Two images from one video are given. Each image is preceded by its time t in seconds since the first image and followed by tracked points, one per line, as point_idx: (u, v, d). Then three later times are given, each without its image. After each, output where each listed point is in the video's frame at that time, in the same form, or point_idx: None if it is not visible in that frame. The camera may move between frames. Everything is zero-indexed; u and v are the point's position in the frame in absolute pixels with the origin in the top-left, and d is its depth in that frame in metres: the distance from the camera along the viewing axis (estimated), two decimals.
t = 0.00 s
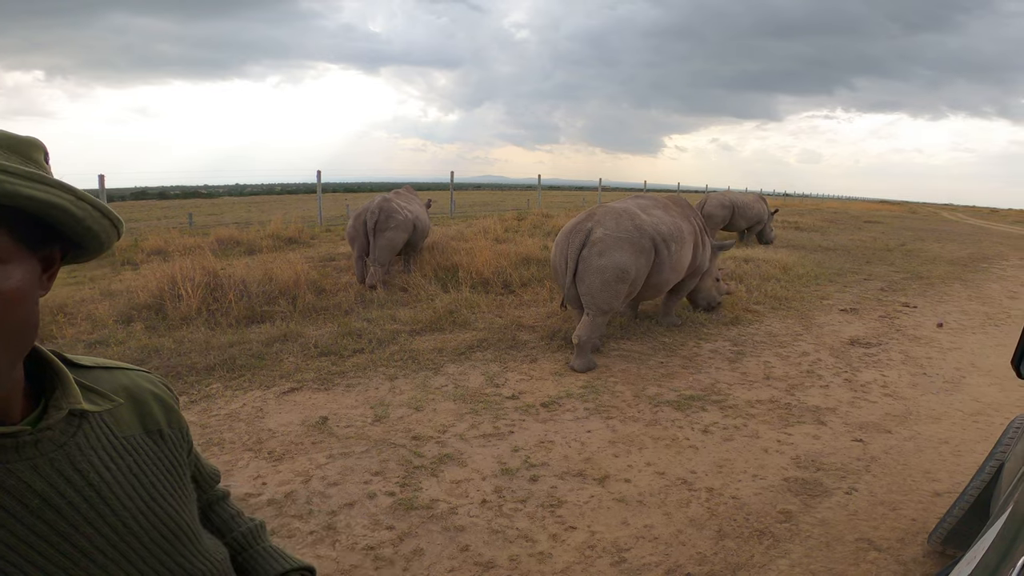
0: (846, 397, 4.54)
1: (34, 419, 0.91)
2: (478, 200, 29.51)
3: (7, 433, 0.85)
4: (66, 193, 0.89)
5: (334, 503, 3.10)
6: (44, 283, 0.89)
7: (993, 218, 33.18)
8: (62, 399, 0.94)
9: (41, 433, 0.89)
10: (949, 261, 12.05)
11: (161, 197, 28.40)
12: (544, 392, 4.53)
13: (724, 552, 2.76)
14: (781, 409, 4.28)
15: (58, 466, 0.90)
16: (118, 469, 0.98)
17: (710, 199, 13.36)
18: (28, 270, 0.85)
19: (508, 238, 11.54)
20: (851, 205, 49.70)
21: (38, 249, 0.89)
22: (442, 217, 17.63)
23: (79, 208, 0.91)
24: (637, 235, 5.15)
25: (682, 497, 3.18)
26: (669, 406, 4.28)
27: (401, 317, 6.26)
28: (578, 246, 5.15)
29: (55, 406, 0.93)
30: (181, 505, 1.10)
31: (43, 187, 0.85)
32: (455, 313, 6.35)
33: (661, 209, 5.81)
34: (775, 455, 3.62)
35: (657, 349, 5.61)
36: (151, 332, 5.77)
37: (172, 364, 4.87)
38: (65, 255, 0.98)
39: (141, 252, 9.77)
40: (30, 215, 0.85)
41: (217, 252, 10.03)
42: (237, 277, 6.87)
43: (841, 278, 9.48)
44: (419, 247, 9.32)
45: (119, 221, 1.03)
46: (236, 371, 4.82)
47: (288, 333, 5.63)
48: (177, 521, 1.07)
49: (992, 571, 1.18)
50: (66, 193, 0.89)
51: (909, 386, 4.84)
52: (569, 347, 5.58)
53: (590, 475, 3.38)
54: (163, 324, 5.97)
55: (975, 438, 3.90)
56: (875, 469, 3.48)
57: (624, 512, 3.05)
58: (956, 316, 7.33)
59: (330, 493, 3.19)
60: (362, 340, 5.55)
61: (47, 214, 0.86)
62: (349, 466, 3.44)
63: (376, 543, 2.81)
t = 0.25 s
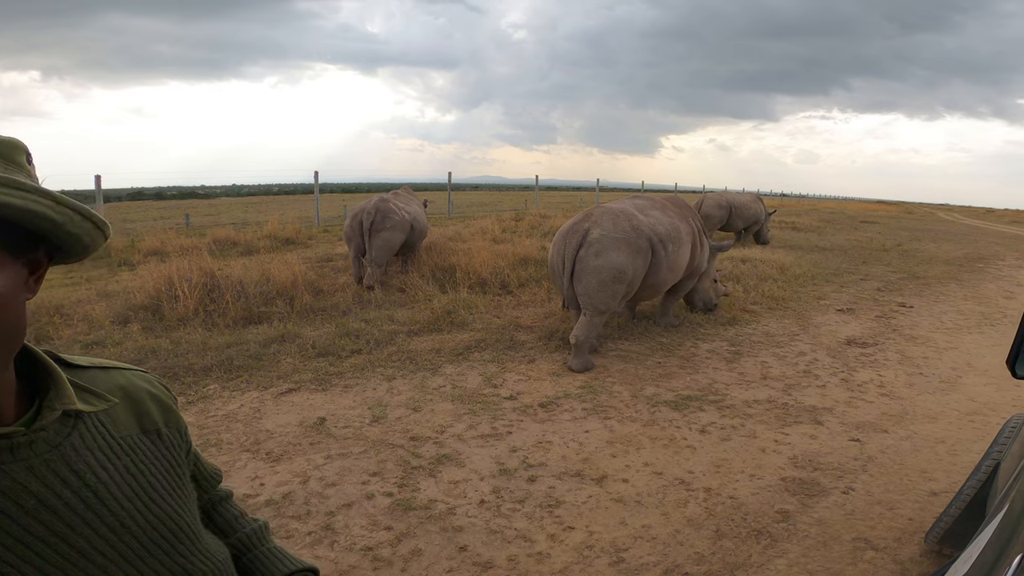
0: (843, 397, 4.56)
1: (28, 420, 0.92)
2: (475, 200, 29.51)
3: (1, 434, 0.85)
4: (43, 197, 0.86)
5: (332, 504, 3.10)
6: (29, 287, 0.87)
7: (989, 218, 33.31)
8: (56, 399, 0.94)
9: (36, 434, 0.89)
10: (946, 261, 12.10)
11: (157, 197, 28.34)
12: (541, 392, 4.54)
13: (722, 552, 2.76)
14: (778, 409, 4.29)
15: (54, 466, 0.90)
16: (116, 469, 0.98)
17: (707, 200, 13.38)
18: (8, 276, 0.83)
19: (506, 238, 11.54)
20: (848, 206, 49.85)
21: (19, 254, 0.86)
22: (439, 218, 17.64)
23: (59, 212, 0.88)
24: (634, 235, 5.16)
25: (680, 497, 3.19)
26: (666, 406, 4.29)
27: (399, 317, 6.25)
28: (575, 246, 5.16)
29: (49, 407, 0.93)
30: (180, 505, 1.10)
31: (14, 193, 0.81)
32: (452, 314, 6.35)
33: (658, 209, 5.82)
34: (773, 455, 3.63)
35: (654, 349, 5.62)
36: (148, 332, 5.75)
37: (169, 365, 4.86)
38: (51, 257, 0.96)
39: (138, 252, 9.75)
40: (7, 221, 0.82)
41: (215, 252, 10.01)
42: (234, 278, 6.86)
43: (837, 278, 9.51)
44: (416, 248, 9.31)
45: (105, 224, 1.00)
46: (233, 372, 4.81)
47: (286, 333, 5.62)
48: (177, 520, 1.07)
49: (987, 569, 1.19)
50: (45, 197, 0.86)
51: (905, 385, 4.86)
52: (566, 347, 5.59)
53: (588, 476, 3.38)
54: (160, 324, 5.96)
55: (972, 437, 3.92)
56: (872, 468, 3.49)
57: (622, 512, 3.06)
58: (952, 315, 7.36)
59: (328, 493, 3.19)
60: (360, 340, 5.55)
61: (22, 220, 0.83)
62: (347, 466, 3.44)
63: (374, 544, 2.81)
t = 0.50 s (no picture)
0: (840, 397, 4.57)
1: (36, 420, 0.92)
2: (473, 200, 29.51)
3: (11, 433, 0.85)
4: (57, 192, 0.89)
5: (331, 505, 3.10)
6: (35, 286, 0.89)
7: (985, 219, 33.42)
8: (64, 400, 0.95)
9: (44, 434, 0.89)
10: (942, 261, 12.14)
11: (155, 198, 28.29)
12: (540, 392, 4.54)
13: (720, 552, 2.77)
14: (776, 409, 4.30)
15: (63, 465, 0.90)
16: (122, 469, 0.99)
17: (704, 200, 13.40)
18: (20, 270, 0.84)
19: (504, 238, 11.54)
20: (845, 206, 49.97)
21: (28, 249, 0.88)
22: (437, 218, 17.62)
23: (70, 208, 0.90)
24: (631, 236, 5.17)
25: (678, 497, 3.19)
26: (665, 406, 4.29)
27: (397, 318, 6.25)
28: (573, 246, 5.17)
29: (57, 407, 0.93)
30: (185, 505, 1.10)
31: (32, 183, 0.84)
32: (451, 314, 6.36)
33: (657, 209, 5.82)
34: (770, 454, 3.64)
35: (652, 349, 5.63)
36: (146, 333, 5.74)
37: (167, 366, 4.86)
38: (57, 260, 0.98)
39: (136, 253, 9.73)
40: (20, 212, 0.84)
41: (212, 253, 9.99)
42: (232, 279, 6.85)
43: (834, 278, 9.53)
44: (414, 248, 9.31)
45: (113, 223, 1.02)
46: (231, 372, 4.80)
47: (284, 334, 5.62)
48: (182, 520, 1.08)
49: (984, 568, 1.19)
50: (57, 192, 0.88)
51: (903, 385, 4.87)
52: (564, 347, 5.59)
53: (586, 476, 3.39)
54: (158, 325, 5.95)
55: (969, 437, 3.93)
56: (869, 468, 3.51)
57: (620, 512, 3.07)
58: (949, 315, 7.38)
59: (327, 494, 3.19)
60: (358, 341, 5.55)
61: (35, 211, 0.85)
62: (346, 467, 3.44)
63: (373, 544, 2.81)
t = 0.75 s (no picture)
0: (838, 397, 4.58)
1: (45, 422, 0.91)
2: (471, 201, 29.52)
3: (21, 436, 0.84)
4: (76, 183, 0.90)
5: (329, 505, 3.09)
6: (49, 282, 0.89)
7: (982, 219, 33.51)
8: (73, 402, 0.94)
9: (53, 437, 0.89)
10: (939, 261, 12.17)
11: (152, 198, 28.23)
12: (538, 393, 4.54)
13: (719, 552, 2.77)
14: (774, 409, 4.31)
15: (71, 468, 0.90)
16: (128, 471, 0.98)
17: (702, 200, 13.41)
18: (39, 262, 0.84)
19: (502, 239, 11.54)
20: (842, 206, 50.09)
21: (46, 242, 0.88)
22: (436, 218, 17.61)
23: (88, 200, 0.91)
24: (627, 236, 5.18)
25: (676, 497, 3.20)
26: (663, 407, 4.30)
27: (395, 318, 6.25)
28: (569, 247, 5.17)
29: (65, 410, 0.93)
30: (190, 507, 1.10)
31: (54, 173, 0.85)
32: (449, 314, 6.35)
33: (654, 210, 5.83)
34: (768, 454, 3.65)
35: (650, 350, 5.64)
36: (143, 334, 5.73)
37: (164, 366, 4.84)
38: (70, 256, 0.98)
39: (133, 253, 9.70)
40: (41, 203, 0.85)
41: (209, 253, 9.97)
42: (229, 279, 6.84)
43: (832, 279, 9.55)
44: (412, 248, 9.31)
45: (126, 218, 1.03)
46: (228, 373, 4.79)
47: (281, 334, 5.61)
48: (187, 522, 1.07)
49: (981, 568, 1.20)
50: (77, 184, 0.90)
51: (900, 385, 4.89)
52: (563, 348, 5.59)
53: (585, 476, 3.39)
54: (155, 326, 5.93)
55: (966, 437, 3.94)
56: (867, 468, 3.51)
57: (619, 512, 3.07)
58: (946, 315, 7.40)
59: (325, 495, 3.19)
60: (356, 341, 5.54)
61: (56, 202, 0.86)
62: (344, 467, 3.44)
63: (372, 545, 2.81)
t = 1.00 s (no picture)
0: (836, 397, 4.59)
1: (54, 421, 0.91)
2: (470, 201, 29.53)
3: (26, 436, 0.85)
4: (57, 179, 0.87)
5: (328, 506, 3.09)
6: (47, 279, 0.89)
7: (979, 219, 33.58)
8: (82, 402, 0.94)
9: (60, 437, 0.89)
10: (937, 262, 12.19)
11: (150, 198, 28.18)
12: (537, 393, 4.54)
13: (718, 552, 2.77)
14: (772, 410, 4.31)
15: (76, 470, 0.90)
16: (135, 474, 0.98)
17: (700, 201, 13.42)
18: (32, 263, 0.84)
19: (500, 239, 11.54)
20: (840, 206, 50.20)
21: (39, 242, 0.88)
22: (434, 219, 17.61)
23: (73, 195, 0.89)
24: (626, 237, 5.18)
25: (675, 498, 3.20)
26: (662, 407, 4.30)
27: (394, 319, 6.24)
28: (567, 247, 5.17)
29: (74, 410, 0.92)
30: (198, 510, 1.09)
31: (28, 173, 0.82)
32: (447, 315, 6.35)
33: (653, 210, 5.83)
34: (767, 455, 3.65)
35: (649, 350, 5.64)
36: (141, 334, 5.72)
37: (162, 367, 4.84)
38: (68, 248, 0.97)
39: (131, 254, 9.68)
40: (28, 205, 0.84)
41: (208, 254, 9.96)
42: (227, 280, 6.83)
43: (830, 279, 9.57)
44: (410, 249, 9.31)
45: (117, 210, 1.01)
46: (226, 373, 4.79)
47: (280, 335, 5.61)
48: (194, 526, 1.07)
49: (979, 569, 1.20)
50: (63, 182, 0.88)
51: (898, 385, 4.89)
52: (561, 348, 5.59)
53: (584, 476, 3.39)
54: (153, 326, 5.92)
55: (964, 437, 3.95)
56: (865, 468, 3.52)
57: (618, 513, 3.07)
58: (944, 315, 7.42)
59: (324, 495, 3.18)
60: (354, 342, 5.54)
61: (37, 202, 0.84)
62: (343, 468, 3.44)
63: (371, 545, 2.81)
